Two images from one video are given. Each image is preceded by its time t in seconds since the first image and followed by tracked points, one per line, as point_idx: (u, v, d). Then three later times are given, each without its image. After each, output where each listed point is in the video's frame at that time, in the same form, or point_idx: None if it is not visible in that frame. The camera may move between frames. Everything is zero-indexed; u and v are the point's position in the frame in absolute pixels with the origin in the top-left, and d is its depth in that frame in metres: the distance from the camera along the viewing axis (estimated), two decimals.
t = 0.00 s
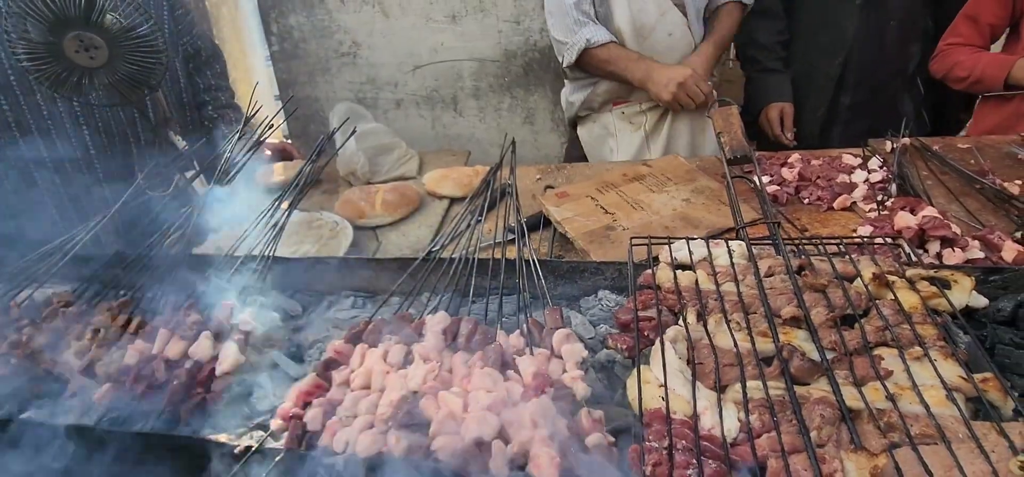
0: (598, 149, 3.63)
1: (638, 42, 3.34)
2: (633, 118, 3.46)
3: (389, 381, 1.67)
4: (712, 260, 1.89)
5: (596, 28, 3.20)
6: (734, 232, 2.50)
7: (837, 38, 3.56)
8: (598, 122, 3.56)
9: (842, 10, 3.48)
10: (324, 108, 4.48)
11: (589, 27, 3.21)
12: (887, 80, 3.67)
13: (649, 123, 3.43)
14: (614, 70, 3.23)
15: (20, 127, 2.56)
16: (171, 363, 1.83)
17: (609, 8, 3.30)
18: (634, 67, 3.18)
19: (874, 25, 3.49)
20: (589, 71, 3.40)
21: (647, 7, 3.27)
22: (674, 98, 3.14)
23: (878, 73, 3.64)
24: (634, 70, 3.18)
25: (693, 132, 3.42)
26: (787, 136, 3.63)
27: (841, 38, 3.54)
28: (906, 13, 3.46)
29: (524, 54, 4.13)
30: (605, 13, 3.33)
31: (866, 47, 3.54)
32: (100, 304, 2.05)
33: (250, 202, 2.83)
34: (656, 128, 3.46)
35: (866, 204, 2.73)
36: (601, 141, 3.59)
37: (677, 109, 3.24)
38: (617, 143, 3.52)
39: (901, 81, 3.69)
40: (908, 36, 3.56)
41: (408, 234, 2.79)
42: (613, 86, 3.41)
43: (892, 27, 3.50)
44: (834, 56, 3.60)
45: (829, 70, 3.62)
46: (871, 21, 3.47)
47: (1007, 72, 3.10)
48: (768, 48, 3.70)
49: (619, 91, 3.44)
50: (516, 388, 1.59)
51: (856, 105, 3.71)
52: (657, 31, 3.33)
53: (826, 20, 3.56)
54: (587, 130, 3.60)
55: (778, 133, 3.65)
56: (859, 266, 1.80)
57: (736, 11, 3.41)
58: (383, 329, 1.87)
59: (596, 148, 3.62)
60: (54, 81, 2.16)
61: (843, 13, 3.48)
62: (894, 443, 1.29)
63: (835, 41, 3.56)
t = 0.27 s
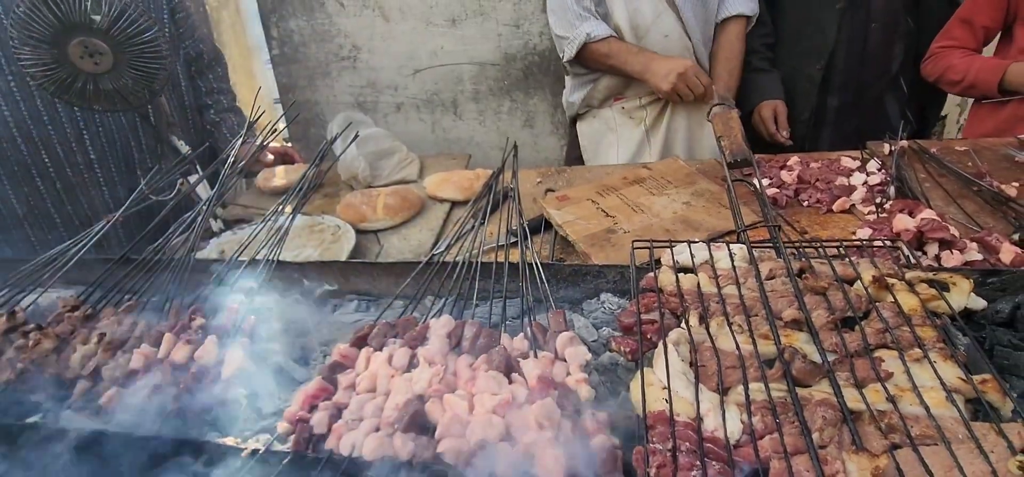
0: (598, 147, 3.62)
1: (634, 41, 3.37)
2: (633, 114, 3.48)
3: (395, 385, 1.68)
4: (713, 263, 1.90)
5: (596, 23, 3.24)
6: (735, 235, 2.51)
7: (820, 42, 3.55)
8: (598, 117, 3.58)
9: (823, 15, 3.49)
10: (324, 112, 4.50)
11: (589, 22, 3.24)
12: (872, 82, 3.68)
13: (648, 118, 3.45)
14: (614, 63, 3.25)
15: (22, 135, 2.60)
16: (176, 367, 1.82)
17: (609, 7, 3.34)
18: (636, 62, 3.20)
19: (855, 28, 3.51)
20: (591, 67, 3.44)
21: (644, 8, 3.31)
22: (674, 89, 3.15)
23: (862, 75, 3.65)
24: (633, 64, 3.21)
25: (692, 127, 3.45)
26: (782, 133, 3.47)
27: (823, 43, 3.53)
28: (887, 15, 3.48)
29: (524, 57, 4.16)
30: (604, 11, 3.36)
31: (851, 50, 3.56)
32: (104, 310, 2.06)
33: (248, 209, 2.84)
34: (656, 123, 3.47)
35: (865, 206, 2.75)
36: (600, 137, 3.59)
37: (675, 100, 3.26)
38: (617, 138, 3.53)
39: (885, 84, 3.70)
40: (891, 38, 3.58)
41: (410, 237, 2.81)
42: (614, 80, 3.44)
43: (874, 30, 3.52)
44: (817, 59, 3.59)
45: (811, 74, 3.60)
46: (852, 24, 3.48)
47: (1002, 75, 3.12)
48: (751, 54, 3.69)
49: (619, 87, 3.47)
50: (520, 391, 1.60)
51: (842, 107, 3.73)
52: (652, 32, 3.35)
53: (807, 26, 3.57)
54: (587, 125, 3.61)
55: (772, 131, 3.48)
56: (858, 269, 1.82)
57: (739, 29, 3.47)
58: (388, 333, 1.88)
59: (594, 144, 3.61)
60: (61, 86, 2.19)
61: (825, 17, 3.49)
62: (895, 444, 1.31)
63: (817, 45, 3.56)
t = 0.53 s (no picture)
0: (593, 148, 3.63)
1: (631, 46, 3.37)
2: (627, 117, 3.47)
3: (391, 391, 1.67)
4: (710, 267, 1.90)
5: (592, 27, 3.23)
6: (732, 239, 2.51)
7: (809, 46, 3.55)
8: (593, 120, 3.58)
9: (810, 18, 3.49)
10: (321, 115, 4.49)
11: (586, 26, 3.24)
12: (863, 85, 3.66)
13: (641, 122, 3.44)
14: (609, 67, 3.25)
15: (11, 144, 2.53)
16: (171, 373, 1.82)
17: (606, 10, 3.34)
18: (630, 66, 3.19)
19: (842, 32, 3.50)
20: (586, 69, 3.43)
21: (640, 12, 3.31)
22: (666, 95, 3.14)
23: (853, 78, 3.62)
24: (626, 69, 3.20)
25: (685, 132, 3.43)
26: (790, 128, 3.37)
27: (812, 47, 3.53)
28: (874, 17, 3.46)
29: (521, 60, 4.16)
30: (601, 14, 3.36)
31: (840, 55, 3.54)
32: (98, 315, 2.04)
33: (243, 214, 2.83)
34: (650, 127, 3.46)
35: (862, 209, 2.76)
36: (595, 140, 3.60)
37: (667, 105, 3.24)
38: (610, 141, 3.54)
39: (875, 86, 3.67)
40: (878, 40, 3.56)
41: (407, 241, 2.80)
42: (609, 83, 3.42)
43: (861, 32, 3.50)
44: (807, 63, 3.59)
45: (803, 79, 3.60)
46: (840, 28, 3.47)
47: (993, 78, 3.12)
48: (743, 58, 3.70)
49: (614, 89, 3.45)
50: (517, 397, 1.59)
51: (836, 111, 3.70)
52: (650, 37, 3.36)
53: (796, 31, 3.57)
54: (582, 127, 3.61)
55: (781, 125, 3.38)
56: (855, 273, 1.82)
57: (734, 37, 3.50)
58: (384, 339, 1.87)
59: (590, 146, 3.62)
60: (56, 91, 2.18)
61: (812, 22, 3.49)
62: (893, 449, 1.31)
63: (807, 50, 3.56)
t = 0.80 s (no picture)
0: (583, 150, 3.60)
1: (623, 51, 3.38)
2: (619, 121, 3.46)
3: (386, 397, 1.67)
4: (706, 272, 1.90)
5: (585, 31, 3.26)
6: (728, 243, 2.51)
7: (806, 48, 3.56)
8: (583, 122, 3.56)
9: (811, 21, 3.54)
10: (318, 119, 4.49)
11: (580, 30, 3.27)
12: (858, 86, 3.64)
13: (633, 126, 3.44)
14: (602, 72, 3.28)
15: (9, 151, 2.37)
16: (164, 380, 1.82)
17: (600, 15, 3.35)
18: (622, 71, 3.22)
19: (837, 33, 3.48)
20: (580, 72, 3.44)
21: (633, 19, 3.31)
22: (657, 101, 3.16)
23: (847, 79, 3.61)
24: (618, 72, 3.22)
25: (676, 137, 3.42)
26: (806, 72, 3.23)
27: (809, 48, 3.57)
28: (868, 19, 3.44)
29: (517, 64, 4.16)
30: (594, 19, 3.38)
31: (836, 56, 3.54)
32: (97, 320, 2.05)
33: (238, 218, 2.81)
34: (642, 130, 3.45)
35: (858, 212, 2.76)
36: (586, 142, 3.58)
37: (660, 110, 3.25)
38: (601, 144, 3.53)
39: (870, 87, 3.66)
40: (874, 41, 3.54)
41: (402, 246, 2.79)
42: (603, 85, 3.44)
43: (855, 33, 3.48)
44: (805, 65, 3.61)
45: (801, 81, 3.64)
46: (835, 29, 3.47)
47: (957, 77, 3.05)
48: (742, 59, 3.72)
49: (607, 92, 3.47)
50: (513, 403, 1.59)
51: (832, 113, 3.67)
52: (641, 42, 3.36)
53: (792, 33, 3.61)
54: (574, 128, 3.59)
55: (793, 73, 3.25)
56: (851, 277, 1.82)
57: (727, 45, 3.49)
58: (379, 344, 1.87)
59: (580, 147, 3.60)
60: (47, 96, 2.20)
61: (811, 23, 3.55)
62: (888, 455, 1.30)
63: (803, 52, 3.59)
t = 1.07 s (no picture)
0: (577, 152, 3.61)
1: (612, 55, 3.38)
2: (611, 121, 3.47)
3: (376, 401, 1.66)
4: (698, 274, 1.89)
5: (573, 33, 3.26)
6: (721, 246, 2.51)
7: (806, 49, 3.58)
8: (577, 124, 3.56)
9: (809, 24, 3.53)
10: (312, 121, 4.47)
11: (567, 32, 3.27)
12: (857, 86, 3.64)
13: (625, 126, 3.44)
14: (591, 73, 3.28)
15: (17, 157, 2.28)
16: (152, 384, 1.81)
17: (590, 18, 3.35)
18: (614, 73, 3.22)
19: (837, 34, 3.48)
20: (570, 74, 3.42)
21: (622, 22, 3.30)
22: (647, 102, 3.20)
23: (847, 80, 3.61)
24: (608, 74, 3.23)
25: (668, 137, 3.44)
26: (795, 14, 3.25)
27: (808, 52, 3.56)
28: (867, 19, 3.44)
29: (512, 66, 4.16)
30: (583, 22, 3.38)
31: (836, 59, 3.54)
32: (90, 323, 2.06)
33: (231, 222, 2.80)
34: (635, 131, 3.45)
35: (850, 214, 2.77)
36: (580, 144, 3.58)
37: (650, 110, 3.28)
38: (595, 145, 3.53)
39: (869, 87, 3.68)
40: (873, 42, 3.55)
41: (395, 249, 2.78)
42: (595, 87, 3.43)
43: (855, 34, 3.47)
44: (805, 67, 3.62)
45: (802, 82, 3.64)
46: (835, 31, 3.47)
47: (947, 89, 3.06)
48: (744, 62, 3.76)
49: (599, 93, 3.46)
50: (504, 407, 1.58)
51: (832, 114, 3.68)
52: (631, 47, 3.36)
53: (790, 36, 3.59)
54: (568, 131, 3.59)
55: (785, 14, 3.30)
56: (842, 279, 1.82)
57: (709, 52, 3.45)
58: (370, 348, 1.86)
59: (574, 149, 3.60)
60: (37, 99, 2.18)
61: (811, 25, 3.53)
62: (879, 458, 1.30)
63: (803, 53, 3.59)
